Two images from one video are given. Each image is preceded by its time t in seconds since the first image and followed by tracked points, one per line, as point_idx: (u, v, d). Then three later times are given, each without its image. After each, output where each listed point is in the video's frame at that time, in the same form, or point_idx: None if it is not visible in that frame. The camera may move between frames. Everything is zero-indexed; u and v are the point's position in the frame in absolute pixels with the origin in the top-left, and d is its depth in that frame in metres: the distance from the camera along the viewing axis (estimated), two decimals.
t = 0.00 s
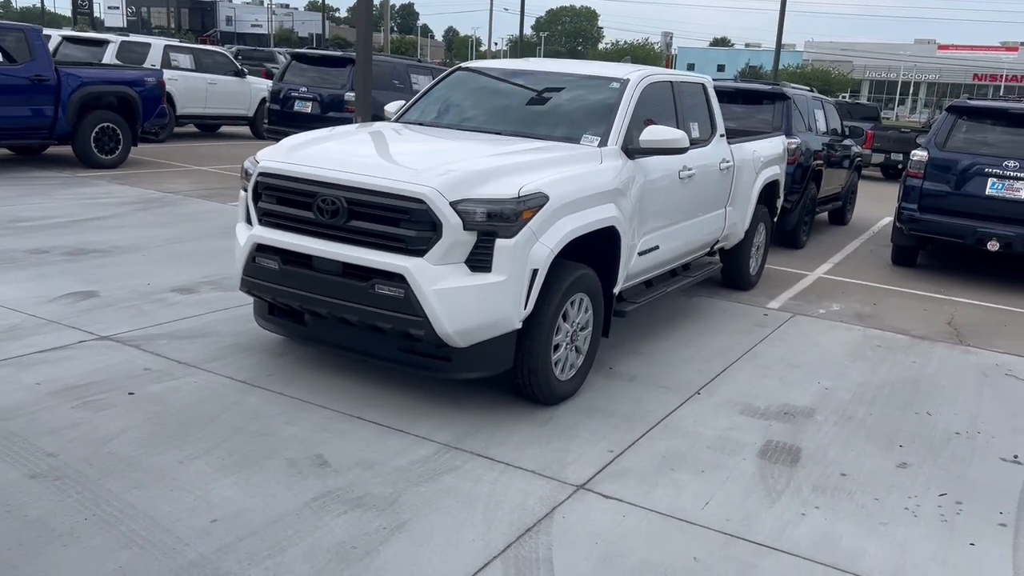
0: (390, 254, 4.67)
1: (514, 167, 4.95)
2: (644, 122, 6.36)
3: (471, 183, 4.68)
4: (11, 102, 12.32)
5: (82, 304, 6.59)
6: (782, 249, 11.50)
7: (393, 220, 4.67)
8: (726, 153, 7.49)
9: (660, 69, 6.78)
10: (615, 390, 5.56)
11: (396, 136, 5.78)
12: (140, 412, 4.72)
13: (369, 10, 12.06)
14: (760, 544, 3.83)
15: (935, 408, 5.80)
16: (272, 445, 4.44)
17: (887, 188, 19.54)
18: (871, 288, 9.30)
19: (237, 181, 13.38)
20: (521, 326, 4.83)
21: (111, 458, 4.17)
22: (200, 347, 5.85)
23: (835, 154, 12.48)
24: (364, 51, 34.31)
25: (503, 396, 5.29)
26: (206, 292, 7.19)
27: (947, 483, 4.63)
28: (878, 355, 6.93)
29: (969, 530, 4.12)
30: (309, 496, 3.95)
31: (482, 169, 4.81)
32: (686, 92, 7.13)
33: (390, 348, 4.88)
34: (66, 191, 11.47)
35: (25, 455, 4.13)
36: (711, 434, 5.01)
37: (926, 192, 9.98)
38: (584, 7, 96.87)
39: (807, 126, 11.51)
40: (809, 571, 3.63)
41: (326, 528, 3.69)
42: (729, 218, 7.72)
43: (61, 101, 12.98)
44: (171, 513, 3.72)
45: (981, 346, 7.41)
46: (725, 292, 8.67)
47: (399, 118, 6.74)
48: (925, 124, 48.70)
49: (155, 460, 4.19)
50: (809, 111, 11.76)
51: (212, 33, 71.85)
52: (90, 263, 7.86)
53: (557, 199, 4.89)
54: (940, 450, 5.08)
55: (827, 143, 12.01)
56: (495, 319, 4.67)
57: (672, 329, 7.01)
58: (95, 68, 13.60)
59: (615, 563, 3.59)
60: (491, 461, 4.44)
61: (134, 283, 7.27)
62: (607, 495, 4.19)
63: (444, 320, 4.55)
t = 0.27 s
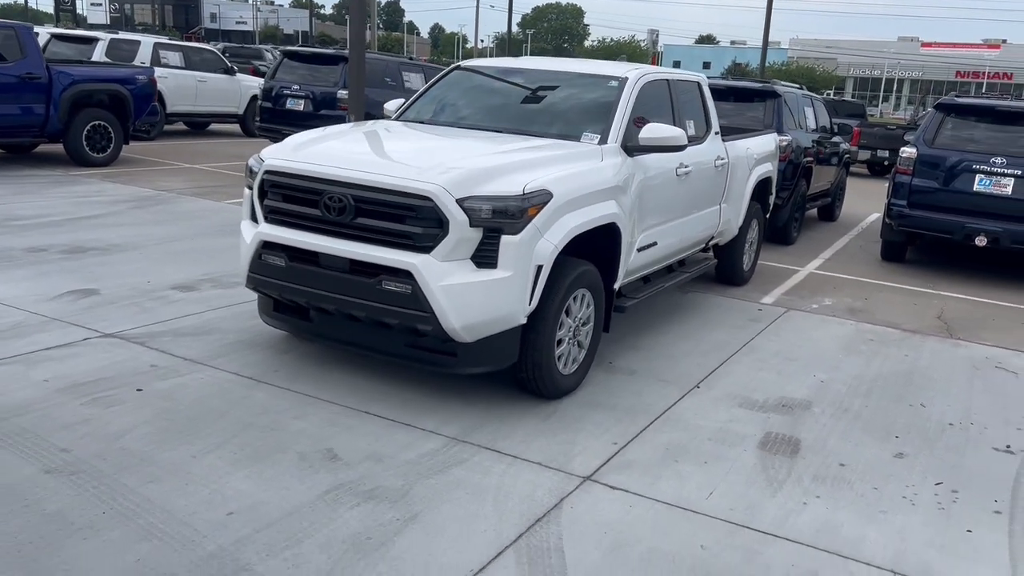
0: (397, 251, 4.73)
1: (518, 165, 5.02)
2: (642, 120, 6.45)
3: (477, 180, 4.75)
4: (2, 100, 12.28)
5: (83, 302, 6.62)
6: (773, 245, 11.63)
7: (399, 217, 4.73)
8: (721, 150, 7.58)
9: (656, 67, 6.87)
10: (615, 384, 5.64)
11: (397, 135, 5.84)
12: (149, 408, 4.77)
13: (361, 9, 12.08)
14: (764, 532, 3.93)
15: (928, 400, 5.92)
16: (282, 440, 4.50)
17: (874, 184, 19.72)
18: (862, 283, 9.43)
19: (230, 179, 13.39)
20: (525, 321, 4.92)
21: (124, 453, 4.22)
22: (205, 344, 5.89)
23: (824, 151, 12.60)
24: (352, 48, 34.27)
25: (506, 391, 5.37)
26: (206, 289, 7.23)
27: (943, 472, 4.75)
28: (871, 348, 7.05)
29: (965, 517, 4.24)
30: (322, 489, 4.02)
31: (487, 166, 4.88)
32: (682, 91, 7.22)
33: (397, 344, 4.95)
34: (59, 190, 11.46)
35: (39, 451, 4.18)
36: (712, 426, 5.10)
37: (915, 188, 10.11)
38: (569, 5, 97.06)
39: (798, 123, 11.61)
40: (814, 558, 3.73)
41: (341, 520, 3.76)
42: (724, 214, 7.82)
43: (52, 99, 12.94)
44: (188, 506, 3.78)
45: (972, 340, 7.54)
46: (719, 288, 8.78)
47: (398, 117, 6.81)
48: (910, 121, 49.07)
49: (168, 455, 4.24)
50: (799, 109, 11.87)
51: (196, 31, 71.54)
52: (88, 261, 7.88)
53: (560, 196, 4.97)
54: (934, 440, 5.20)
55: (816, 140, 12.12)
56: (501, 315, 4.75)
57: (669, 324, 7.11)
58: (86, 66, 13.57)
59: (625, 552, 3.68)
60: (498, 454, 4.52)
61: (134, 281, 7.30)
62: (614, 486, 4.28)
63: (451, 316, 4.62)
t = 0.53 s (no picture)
0: (408, 248, 4.76)
1: (525, 163, 5.06)
2: (643, 117, 6.50)
3: (487, 177, 4.79)
4: None
5: (85, 301, 6.61)
6: (766, 242, 11.72)
7: (410, 215, 4.76)
8: (719, 147, 7.65)
9: (656, 65, 6.92)
10: (620, 380, 5.69)
11: (402, 132, 5.87)
12: (160, 406, 4.78)
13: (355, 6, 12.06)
14: (776, 524, 3.99)
15: (928, 393, 6.00)
16: (295, 437, 4.52)
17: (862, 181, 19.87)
18: (856, 278, 9.53)
19: (223, 177, 13.36)
20: (534, 318, 4.96)
21: (139, 451, 4.23)
22: (211, 341, 5.90)
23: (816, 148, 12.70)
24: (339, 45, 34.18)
25: (514, 387, 5.41)
26: (208, 287, 7.23)
27: (946, 464, 4.83)
28: (869, 343, 7.13)
29: (970, 508, 4.32)
30: (338, 485, 4.04)
31: (495, 164, 4.91)
32: (681, 88, 7.28)
33: (406, 341, 4.98)
34: (52, 188, 11.39)
35: (53, 449, 4.18)
36: (718, 421, 5.16)
37: (908, 184, 10.22)
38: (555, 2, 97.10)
39: (790, 121, 11.70)
40: (826, 548, 3.79)
41: (359, 515, 3.79)
42: (721, 211, 7.89)
43: (43, 97, 12.86)
44: (206, 503, 3.80)
45: (966, 334, 7.64)
46: (715, 284, 8.85)
47: (400, 115, 6.84)
48: (895, 117, 49.40)
49: (183, 452, 4.26)
50: (791, 106, 11.96)
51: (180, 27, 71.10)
52: (87, 259, 7.86)
53: (568, 193, 5.02)
54: (936, 432, 5.28)
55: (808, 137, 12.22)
56: (511, 311, 4.79)
57: (670, 320, 7.17)
58: (77, 63, 13.50)
59: (641, 544, 3.73)
60: (510, 449, 4.56)
61: (135, 279, 7.30)
62: (625, 479, 4.33)
63: (462, 312, 4.66)
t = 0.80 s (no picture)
0: (414, 248, 4.83)
1: (529, 163, 5.14)
2: (640, 117, 6.58)
3: (492, 178, 4.86)
4: None
5: (86, 301, 6.62)
6: (756, 239, 11.84)
7: (417, 215, 4.82)
8: (713, 146, 7.74)
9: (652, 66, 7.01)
10: (621, 376, 5.78)
11: (403, 133, 5.92)
12: (170, 405, 4.82)
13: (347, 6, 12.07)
14: (781, 516, 4.09)
15: (921, 387, 6.13)
16: (305, 434, 4.58)
17: (848, 178, 20.05)
18: (847, 275, 9.66)
19: (215, 176, 13.35)
20: (539, 316, 5.03)
21: (153, 450, 4.28)
22: (215, 341, 5.94)
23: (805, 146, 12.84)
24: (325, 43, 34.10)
25: (517, 384, 5.49)
26: (208, 286, 7.27)
27: (942, 457, 4.94)
28: (862, 338, 7.26)
29: (968, 499, 4.43)
30: (352, 482, 4.11)
31: (500, 164, 4.99)
32: (676, 88, 7.37)
33: (412, 339, 5.04)
34: (44, 188, 11.36)
35: (67, 449, 4.22)
36: (719, 416, 5.26)
37: (896, 182, 10.36)
38: None
39: (779, 119, 11.81)
40: (831, 539, 3.89)
41: (374, 511, 3.86)
42: (716, 209, 7.99)
43: (33, 96, 12.80)
44: (223, 501, 3.85)
45: (956, 329, 7.78)
46: (709, 281, 8.95)
47: (399, 115, 6.90)
48: (878, 115, 49.75)
49: (196, 451, 4.30)
50: (780, 105, 12.07)
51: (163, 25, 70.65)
52: (85, 260, 7.87)
53: (572, 193, 5.09)
54: (931, 426, 5.40)
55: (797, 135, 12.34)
56: (516, 309, 4.86)
57: (666, 317, 7.26)
58: (67, 62, 13.46)
59: (651, 536, 3.82)
60: (517, 445, 4.64)
61: (135, 279, 7.32)
62: (632, 474, 4.41)
63: (469, 311, 4.73)
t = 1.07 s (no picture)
0: (414, 246, 4.93)
1: (525, 163, 5.25)
2: (632, 117, 6.70)
3: (490, 177, 4.97)
4: None
5: (85, 301, 6.68)
6: (742, 236, 12.01)
7: (417, 214, 4.92)
8: (702, 144, 7.88)
9: (642, 66, 7.14)
10: (615, 371, 5.90)
11: (400, 133, 6.02)
12: (175, 402, 4.90)
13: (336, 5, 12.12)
14: (774, 504, 4.22)
15: (906, 380, 6.29)
16: (309, 429, 4.67)
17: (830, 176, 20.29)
18: (832, 271, 9.83)
19: (203, 176, 13.38)
20: (536, 312, 5.15)
21: (160, 445, 4.36)
22: (214, 339, 6.01)
23: (789, 144, 13.02)
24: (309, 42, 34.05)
25: (514, 380, 5.60)
26: (204, 285, 7.34)
27: (928, 447, 5.10)
28: (848, 333, 7.42)
29: (953, 486, 4.59)
30: (357, 475, 4.21)
31: (497, 164, 5.09)
32: (666, 88, 7.50)
33: (412, 336, 5.14)
34: (34, 188, 11.36)
35: (75, 445, 4.30)
36: (712, 409, 5.39)
37: (879, 180, 10.54)
38: None
39: (764, 117, 11.98)
40: (823, 526, 4.03)
41: (381, 503, 3.96)
42: (704, 207, 8.13)
43: (21, 96, 12.77)
44: (233, 494, 3.94)
45: (939, 323, 7.97)
46: (697, 278, 9.10)
47: (393, 115, 7.00)
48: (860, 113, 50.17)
49: (203, 446, 4.39)
50: (765, 103, 12.24)
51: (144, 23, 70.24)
52: (81, 259, 7.92)
53: (568, 191, 5.21)
54: (916, 417, 5.56)
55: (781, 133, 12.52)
56: (515, 306, 4.97)
57: (657, 313, 7.39)
58: (53, 62, 13.43)
59: (650, 524, 3.94)
60: (517, 438, 4.75)
61: (131, 279, 7.37)
62: (629, 465, 4.54)
63: (468, 307, 4.84)
